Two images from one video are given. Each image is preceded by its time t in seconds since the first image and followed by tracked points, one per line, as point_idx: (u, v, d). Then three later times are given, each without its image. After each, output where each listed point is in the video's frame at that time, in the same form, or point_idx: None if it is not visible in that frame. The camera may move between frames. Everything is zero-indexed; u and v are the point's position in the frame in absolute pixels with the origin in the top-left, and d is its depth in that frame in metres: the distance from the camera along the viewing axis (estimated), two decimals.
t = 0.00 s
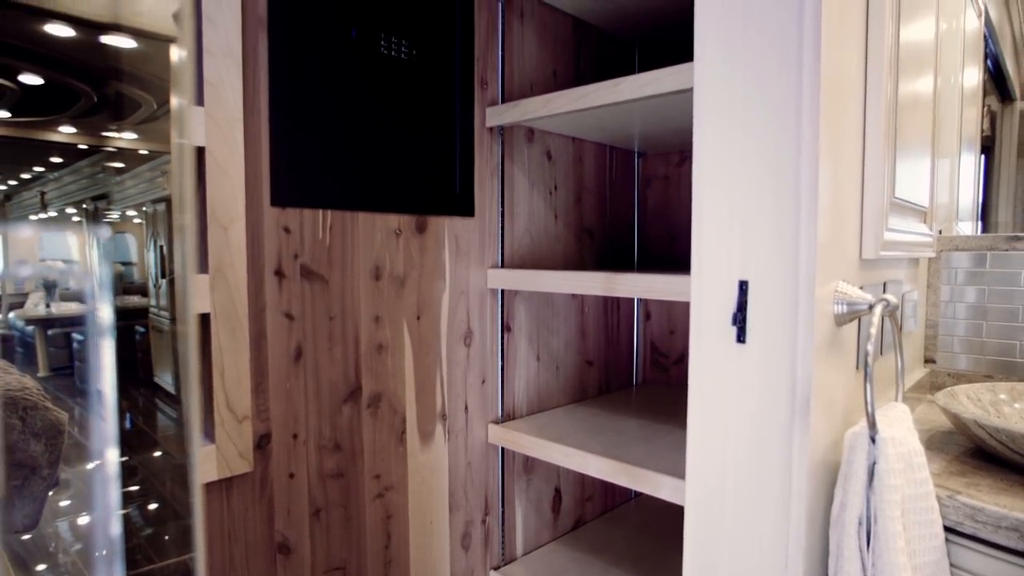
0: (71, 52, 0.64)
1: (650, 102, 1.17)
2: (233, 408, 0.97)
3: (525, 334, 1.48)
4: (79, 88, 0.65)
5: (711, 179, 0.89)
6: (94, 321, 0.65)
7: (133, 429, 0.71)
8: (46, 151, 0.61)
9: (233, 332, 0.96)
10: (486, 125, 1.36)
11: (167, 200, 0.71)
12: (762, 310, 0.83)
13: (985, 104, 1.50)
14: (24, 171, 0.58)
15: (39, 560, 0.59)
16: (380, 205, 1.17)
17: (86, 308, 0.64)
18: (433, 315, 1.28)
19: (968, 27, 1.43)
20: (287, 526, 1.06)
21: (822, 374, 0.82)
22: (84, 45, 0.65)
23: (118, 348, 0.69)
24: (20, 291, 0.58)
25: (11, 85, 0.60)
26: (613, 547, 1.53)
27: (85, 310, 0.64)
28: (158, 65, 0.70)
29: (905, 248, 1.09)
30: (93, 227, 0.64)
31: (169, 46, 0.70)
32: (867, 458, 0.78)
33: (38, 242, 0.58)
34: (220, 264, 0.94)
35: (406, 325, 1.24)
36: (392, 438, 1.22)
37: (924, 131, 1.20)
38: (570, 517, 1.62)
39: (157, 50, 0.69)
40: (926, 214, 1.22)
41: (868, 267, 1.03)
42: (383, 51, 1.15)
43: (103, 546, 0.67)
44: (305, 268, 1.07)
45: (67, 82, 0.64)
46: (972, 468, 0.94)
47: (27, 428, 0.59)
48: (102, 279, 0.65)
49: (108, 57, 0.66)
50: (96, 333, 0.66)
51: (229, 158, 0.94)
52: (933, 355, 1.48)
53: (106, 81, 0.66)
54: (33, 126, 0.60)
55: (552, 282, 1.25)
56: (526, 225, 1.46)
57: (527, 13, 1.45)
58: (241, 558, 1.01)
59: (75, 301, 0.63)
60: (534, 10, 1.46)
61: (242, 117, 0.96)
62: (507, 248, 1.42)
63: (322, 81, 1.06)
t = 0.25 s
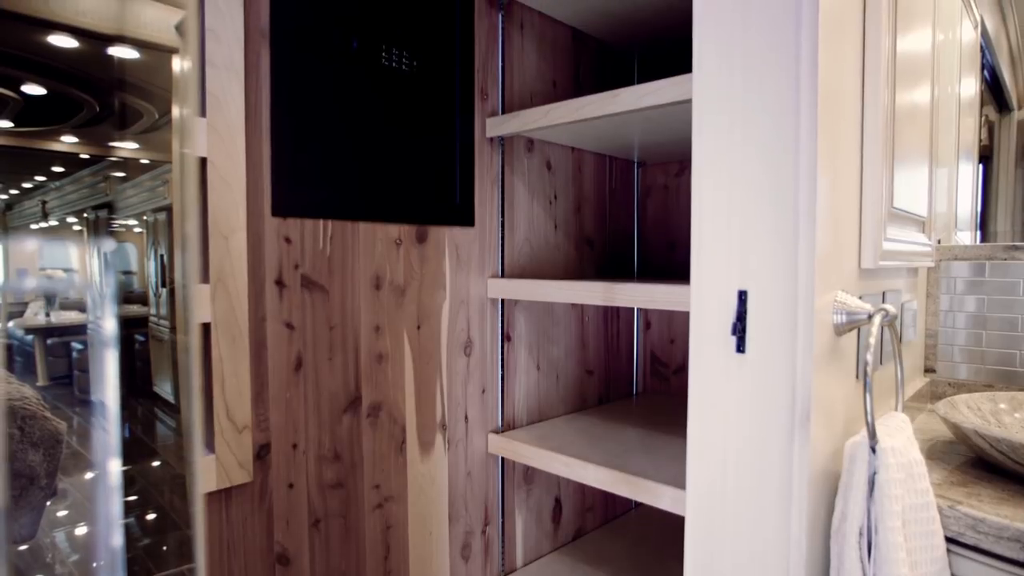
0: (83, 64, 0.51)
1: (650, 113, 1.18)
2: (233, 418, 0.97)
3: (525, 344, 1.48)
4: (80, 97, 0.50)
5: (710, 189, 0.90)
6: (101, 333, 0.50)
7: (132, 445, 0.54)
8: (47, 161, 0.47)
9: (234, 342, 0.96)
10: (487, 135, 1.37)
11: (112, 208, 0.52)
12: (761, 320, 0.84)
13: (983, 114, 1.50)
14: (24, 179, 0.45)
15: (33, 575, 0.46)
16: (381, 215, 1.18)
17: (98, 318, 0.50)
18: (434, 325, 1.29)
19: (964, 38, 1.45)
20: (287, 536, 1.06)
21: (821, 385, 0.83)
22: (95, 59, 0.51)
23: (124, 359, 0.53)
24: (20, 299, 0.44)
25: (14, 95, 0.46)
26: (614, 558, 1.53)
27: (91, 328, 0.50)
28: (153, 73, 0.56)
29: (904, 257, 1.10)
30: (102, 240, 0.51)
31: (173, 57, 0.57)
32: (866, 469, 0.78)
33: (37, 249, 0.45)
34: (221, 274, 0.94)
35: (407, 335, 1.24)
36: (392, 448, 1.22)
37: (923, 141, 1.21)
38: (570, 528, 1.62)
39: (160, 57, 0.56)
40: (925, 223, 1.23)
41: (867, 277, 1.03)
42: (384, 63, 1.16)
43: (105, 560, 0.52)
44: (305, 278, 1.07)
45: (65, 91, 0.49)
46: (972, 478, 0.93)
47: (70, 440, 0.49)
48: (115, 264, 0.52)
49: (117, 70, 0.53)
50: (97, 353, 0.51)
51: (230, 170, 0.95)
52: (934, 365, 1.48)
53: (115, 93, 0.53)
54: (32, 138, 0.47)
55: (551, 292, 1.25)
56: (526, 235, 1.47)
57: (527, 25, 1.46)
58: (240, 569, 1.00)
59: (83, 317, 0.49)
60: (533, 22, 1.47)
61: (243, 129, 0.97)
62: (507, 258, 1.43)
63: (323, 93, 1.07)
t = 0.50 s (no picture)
0: (87, 75, 0.67)
1: (649, 123, 1.19)
2: (233, 428, 0.97)
3: (525, 353, 1.48)
4: (81, 106, 0.65)
5: (709, 199, 0.90)
6: (106, 343, 0.65)
7: (132, 450, 0.69)
8: (50, 171, 0.60)
9: (234, 351, 0.97)
10: (487, 145, 1.38)
11: (113, 216, 0.66)
12: (761, 329, 0.84)
13: (981, 123, 1.51)
14: (26, 190, 0.57)
15: None
16: (382, 225, 1.18)
17: (106, 327, 0.65)
18: (434, 334, 1.29)
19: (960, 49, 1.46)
20: (286, 547, 1.06)
21: (821, 395, 0.83)
22: (98, 69, 0.68)
23: (127, 369, 0.68)
24: (21, 308, 0.55)
25: (20, 106, 0.59)
26: (615, 568, 1.52)
27: (98, 337, 0.63)
28: (153, 84, 0.74)
29: (903, 267, 1.10)
30: (103, 248, 0.64)
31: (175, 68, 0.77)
32: (867, 478, 0.78)
33: (38, 264, 0.56)
34: (221, 284, 0.95)
35: (407, 344, 1.24)
36: (392, 458, 1.22)
37: (920, 151, 1.22)
38: (570, 538, 1.61)
39: (164, 71, 0.75)
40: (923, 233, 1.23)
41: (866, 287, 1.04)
42: (385, 73, 1.17)
43: (105, 570, 0.64)
44: (306, 287, 1.07)
45: (71, 101, 0.64)
46: (974, 488, 0.93)
47: (68, 450, 0.60)
48: (116, 280, 0.66)
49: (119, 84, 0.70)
50: (107, 354, 0.65)
51: (231, 180, 0.96)
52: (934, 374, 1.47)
53: (115, 101, 0.69)
54: (35, 146, 0.59)
55: (551, 301, 1.25)
56: (526, 244, 1.47)
57: (527, 36, 1.47)
58: None
59: (95, 324, 0.63)
60: (533, 33, 1.49)
61: (245, 139, 0.97)
62: (507, 267, 1.43)
63: (325, 104, 1.07)
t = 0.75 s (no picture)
0: (90, 86, 0.74)
1: (648, 134, 1.20)
2: (233, 438, 0.96)
3: (525, 363, 1.48)
4: (84, 116, 0.73)
5: (708, 209, 0.90)
6: (109, 354, 0.74)
7: (132, 459, 0.77)
8: (52, 180, 0.68)
9: (235, 361, 0.97)
10: (487, 156, 1.38)
11: (113, 225, 0.75)
12: (760, 339, 0.84)
13: (978, 133, 1.52)
14: (26, 201, 0.66)
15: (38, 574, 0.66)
16: (382, 235, 1.19)
17: (111, 341, 0.75)
18: (434, 344, 1.29)
19: (956, 60, 1.47)
20: (285, 558, 1.05)
21: (821, 405, 0.83)
22: (101, 80, 0.75)
23: (127, 380, 0.77)
24: (21, 320, 0.65)
25: (21, 115, 0.66)
26: None
27: (102, 348, 0.73)
28: (155, 95, 0.82)
29: (903, 276, 1.10)
30: (103, 260, 0.74)
31: (177, 79, 0.86)
32: (867, 488, 0.78)
33: (35, 269, 0.66)
34: (222, 294, 0.95)
35: (407, 354, 1.24)
36: (392, 468, 1.22)
37: (917, 161, 1.22)
38: (571, 549, 1.60)
39: (166, 81, 0.84)
40: (922, 242, 1.24)
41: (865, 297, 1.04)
42: (386, 84, 1.18)
43: None
44: (306, 296, 1.07)
45: (75, 112, 0.72)
46: (975, 498, 0.93)
47: (67, 459, 0.68)
48: (117, 295, 0.76)
49: (126, 98, 0.78)
50: (110, 362, 0.75)
51: (232, 190, 0.96)
52: (934, 383, 1.47)
53: (119, 112, 0.77)
54: (38, 156, 0.67)
55: (551, 311, 1.26)
56: (526, 254, 1.48)
57: (527, 47, 1.48)
58: None
59: (107, 341, 0.74)
60: (534, 45, 1.50)
61: (246, 150, 0.98)
62: (507, 276, 1.43)
63: (326, 115, 1.08)
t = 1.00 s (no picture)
0: (93, 97, 0.79)
1: (647, 145, 1.21)
2: (232, 448, 0.96)
3: (525, 373, 1.48)
4: (86, 126, 0.78)
5: (707, 220, 0.91)
6: (110, 364, 0.79)
7: (133, 465, 0.82)
8: (53, 191, 0.74)
9: (235, 371, 0.96)
10: (487, 166, 1.39)
11: (113, 235, 0.81)
12: (760, 350, 0.84)
13: (976, 143, 1.53)
14: (29, 210, 0.71)
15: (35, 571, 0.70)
16: (383, 245, 1.19)
17: (114, 353, 0.80)
18: (434, 354, 1.29)
19: (953, 71, 1.48)
20: (284, 570, 1.05)
21: (821, 415, 0.83)
22: (103, 90, 0.80)
23: (130, 391, 0.82)
24: (24, 330, 0.71)
25: (22, 125, 0.71)
26: None
27: (102, 358, 0.79)
28: (157, 105, 0.87)
29: (901, 286, 1.11)
30: (103, 272, 0.79)
31: (178, 89, 0.89)
32: (868, 499, 0.78)
33: (37, 280, 0.72)
34: (223, 304, 0.95)
35: (407, 364, 1.24)
36: (391, 478, 1.22)
37: (915, 172, 1.23)
38: (571, 560, 1.59)
39: (167, 91, 0.88)
40: (920, 252, 1.24)
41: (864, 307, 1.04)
42: (387, 96, 1.19)
43: None
44: (307, 306, 1.08)
45: (77, 123, 0.77)
46: (976, 509, 0.93)
47: (65, 469, 0.73)
48: (121, 308, 0.81)
49: (129, 109, 0.83)
50: (113, 373, 0.80)
51: (233, 201, 0.96)
52: (934, 393, 1.47)
53: (121, 122, 0.82)
54: (39, 165, 0.73)
55: (551, 321, 1.26)
56: (526, 264, 1.48)
57: (527, 59, 1.50)
58: None
59: (106, 353, 0.79)
60: (533, 57, 1.51)
61: (248, 160, 0.98)
62: (507, 286, 1.44)
63: (328, 127, 1.09)
